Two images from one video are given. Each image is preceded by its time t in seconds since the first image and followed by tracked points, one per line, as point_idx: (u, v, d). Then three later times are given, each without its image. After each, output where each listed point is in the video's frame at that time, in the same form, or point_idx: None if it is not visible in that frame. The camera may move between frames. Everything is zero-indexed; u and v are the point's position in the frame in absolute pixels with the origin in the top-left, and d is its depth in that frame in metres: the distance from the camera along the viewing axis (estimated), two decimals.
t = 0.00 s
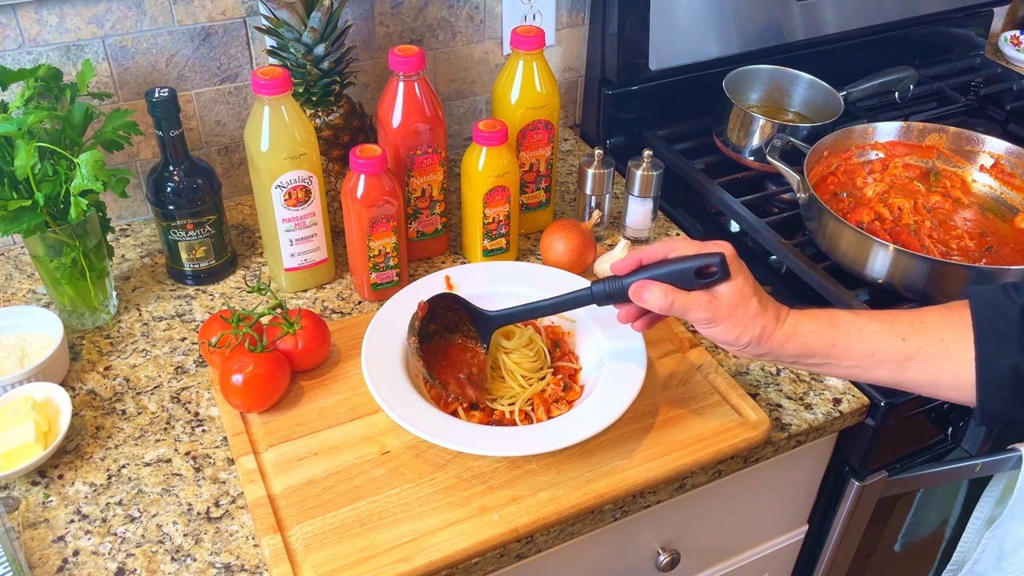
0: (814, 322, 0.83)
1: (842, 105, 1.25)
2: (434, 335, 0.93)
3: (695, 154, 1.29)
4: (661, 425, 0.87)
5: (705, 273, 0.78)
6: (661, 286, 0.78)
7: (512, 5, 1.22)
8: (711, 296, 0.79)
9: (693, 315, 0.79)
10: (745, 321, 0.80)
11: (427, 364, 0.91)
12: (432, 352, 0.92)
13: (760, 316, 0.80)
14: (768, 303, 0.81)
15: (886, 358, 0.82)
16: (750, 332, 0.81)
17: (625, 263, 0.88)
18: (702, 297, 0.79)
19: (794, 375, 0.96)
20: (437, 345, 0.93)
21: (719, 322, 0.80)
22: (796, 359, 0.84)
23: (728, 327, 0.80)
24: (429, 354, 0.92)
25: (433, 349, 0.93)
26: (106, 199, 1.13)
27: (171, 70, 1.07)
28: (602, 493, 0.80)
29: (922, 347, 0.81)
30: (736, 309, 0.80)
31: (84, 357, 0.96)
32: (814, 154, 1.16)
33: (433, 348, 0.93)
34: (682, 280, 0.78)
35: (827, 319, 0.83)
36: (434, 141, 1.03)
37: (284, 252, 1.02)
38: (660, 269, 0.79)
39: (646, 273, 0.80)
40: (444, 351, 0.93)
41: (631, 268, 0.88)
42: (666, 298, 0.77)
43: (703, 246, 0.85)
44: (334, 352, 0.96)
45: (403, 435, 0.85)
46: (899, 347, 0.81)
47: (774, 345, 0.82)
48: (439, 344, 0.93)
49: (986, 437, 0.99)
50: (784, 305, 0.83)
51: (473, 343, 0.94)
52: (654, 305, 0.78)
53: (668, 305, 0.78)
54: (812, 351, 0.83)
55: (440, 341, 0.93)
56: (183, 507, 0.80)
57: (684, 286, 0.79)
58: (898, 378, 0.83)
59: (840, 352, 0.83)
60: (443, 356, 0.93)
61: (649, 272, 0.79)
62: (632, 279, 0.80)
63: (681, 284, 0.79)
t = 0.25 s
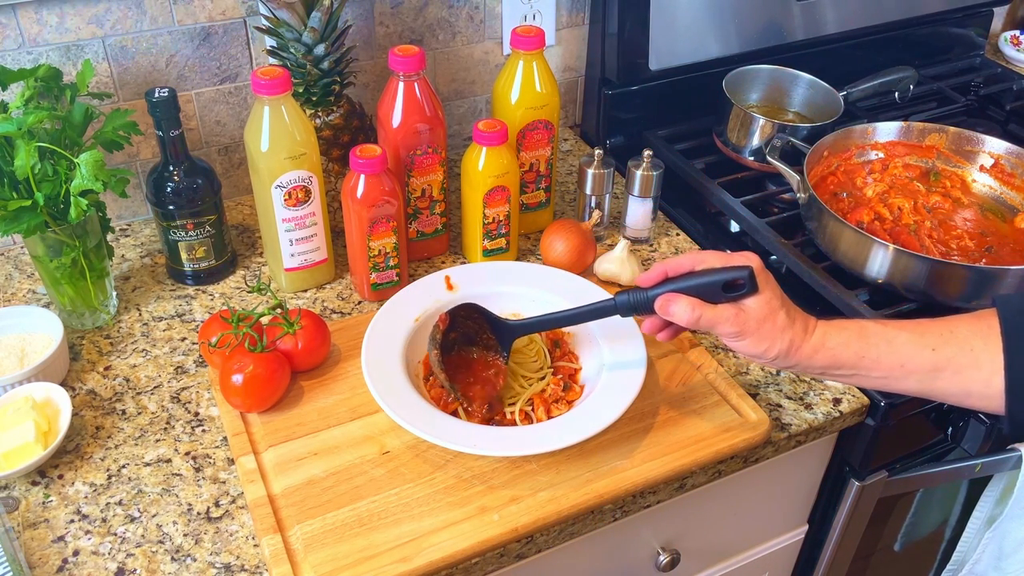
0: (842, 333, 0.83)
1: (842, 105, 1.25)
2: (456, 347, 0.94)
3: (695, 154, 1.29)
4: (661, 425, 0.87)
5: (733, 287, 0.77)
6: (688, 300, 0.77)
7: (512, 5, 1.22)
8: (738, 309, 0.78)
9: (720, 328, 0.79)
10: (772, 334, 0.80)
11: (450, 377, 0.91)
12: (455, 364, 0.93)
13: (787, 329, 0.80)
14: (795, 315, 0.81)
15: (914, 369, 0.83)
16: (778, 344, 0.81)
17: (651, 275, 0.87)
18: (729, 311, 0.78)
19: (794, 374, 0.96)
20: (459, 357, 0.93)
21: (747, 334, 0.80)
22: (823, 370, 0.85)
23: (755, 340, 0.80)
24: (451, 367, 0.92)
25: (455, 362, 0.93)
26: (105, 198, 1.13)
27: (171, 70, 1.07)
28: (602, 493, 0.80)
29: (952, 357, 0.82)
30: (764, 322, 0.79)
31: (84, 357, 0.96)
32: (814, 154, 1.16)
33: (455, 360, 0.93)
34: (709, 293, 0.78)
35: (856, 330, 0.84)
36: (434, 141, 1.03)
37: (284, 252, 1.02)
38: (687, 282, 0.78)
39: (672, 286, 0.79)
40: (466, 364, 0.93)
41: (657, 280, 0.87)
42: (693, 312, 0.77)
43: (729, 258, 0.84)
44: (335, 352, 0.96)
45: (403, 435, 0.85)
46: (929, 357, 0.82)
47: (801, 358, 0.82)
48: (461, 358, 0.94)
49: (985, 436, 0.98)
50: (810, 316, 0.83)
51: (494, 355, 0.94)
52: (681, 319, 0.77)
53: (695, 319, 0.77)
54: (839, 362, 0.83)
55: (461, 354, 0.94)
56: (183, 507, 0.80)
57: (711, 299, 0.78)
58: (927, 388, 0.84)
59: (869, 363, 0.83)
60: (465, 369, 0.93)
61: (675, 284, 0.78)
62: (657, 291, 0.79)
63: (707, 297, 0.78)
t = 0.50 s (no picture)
0: (864, 344, 0.83)
1: (842, 105, 1.25)
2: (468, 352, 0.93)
3: (695, 154, 1.29)
4: (661, 425, 0.87)
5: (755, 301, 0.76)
6: (710, 312, 0.77)
7: (512, 5, 1.22)
8: (760, 322, 0.78)
9: (742, 340, 0.78)
10: (794, 346, 0.80)
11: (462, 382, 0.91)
12: (467, 369, 0.92)
13: (809, 341, 0.80)
14: (817, 328, 0.81)
15: (935, 379, 0.82)
16: (799, 357, 0.80)
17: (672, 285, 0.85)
18: (751, 323, 0.78)
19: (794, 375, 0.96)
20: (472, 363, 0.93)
21: (768, 347, 0.79)
22: (845, 381, 0.84)
23: (777, 352, 0.80)
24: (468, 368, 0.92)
25: (467, 368, 0.92)
26: (106, 199, 1.13)
27: (171, 70, 1.07)
28: (602, 493, 0.80)
29: (974, 368, 0.81)
30: (786, 334, 0.79)
31: (84, 357, 0.96)
32: (814, 154, 1.16)
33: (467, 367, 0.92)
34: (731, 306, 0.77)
35: (877, 341, 0.83)
36: (434, 141, 1.03)
37: (284, 252, 1.02)
38: (709, 294, 0.78)
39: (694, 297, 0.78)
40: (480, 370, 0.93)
41: (677, 291, 0.86)
42: (716, 324, 0.76)
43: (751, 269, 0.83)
44: (335, 352, 0.96)
45: (403, 435, 0.85)
46: (951, 368, 0.81)
47: (823, 369, 0.82)
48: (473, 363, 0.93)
49: (985, 436, 0.99)
50: (831, 327, 0.83)
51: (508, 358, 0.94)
52: (702, 331, 0.77)
53: (717, 331, 0.77)
54: (862, 373, 0.83)
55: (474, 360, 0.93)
56: (183, 507, 0.80)
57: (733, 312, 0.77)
58: (950, 398, 0.83)
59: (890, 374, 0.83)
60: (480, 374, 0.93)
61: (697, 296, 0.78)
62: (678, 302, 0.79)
63: (729, 309, 0.78)
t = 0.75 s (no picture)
0: (891, 359, 0.82)
1: (842, 105, 1.25)
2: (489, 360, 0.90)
3: (695, 154, 1.29)
4: (661, 425, 0.87)
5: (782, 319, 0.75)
6: (737, 332, 0.75)
7: (512, 5, 1.22)
8: (788, 340, 0.76)
9: (769, 359, 0.77)
10: (821, 363, 0.78)
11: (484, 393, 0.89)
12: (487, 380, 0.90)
13: (837, 358, 0.79)
14: (843, 344, 0.80)
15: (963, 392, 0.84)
16: (826, 373, 0.79)
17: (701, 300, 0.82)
18: (779, 342, 0.76)
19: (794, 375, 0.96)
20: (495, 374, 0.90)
21: (795, 364, 0.78)
22: (872, 395, 0.84)
23: (805, 369, 0.79)
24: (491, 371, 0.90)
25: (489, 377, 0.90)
26: (106, 199, 1.13)
27: (171, 70, 1.07)
28: (602, 493, 0.80)
29: (1002, 381, 0.83)
30: (813, 352, 0.77)
31: (84, 357, 0.96)
32: (814, 154, 1.16)
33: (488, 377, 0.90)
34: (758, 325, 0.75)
35: (904, 355, 0.83)
36: (434, 141, 1.03)
37: (284, 252, 1.02)
38: (735, 312, 0.76)
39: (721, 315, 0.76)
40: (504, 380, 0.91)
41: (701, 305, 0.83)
42: (743, 345, 0.74)
43: (779, 287, 0.81)
44: (335, 352, 0.96)
45: (402, 435, 0.85)
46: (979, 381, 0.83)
47: (850, 384, 0.81)
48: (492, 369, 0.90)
49: (985, 436, 0.98)
50: (857, 341, 0.82)
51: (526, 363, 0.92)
52: (729, 350, 0.75)
53: (743, 351, 0.75)
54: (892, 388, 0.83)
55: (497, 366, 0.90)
56: (183, 507, 0.80)
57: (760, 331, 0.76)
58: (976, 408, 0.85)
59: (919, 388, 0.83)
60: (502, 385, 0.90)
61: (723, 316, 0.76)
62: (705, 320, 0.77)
63: (756, 328, 0.76)
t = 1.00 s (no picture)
0: (912, 365, 0.83)
1: (842, 105, 1.25)
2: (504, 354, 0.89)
3: (695, 154, 1.29)
4: (661, 425, 0.87)
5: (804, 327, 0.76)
6: (758, 338, 0.76)
7: (512, 5, 1.22)
8: (809, 347, 0.78)
9: (790, 364, 0.78)
10: (844, 369, 0.80)
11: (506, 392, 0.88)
12: (507, 376, 0.89)
13: (858, 363, 0.80)
14: (866, 349, 0.81)
15: (986, 397, 0.84)
16: (849, 379, 0.80)
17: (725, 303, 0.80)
18: (800, 347, 0.78)
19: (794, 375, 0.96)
20: (514, 370, 0.89)
21: (818, 370, 0.79)
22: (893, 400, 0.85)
23: (826, 375, 0.80)
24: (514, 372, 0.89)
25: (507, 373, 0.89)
26: (106, 199, 1.13)
27: (171, 70, 1.07)
28: (602, 493, 0.80)
29: None
30: (835, 359, 0.79)
31: (84, 357, 0.96)
32: (814, 154, 1.16)
33: (508, 376, 0.89)
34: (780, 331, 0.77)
35: (926, 360, 0.83)
36: (434, 141, 1.03)
37: (284, 252, 1.02)
38: (756, 318, 0.77)
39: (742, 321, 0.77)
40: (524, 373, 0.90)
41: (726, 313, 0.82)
42: (763, 351, 0.76)
43: (803, 294, 0.80)
44: (335, 352, 0.96)
45: (402, 435, 0.85)
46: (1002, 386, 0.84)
47: (872, 389, 0.82)
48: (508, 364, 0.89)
49: (985, 436, 0.98)
50: (880, 346, 0.83)
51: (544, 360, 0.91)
52: (749, 355, 0.77)
53: (763, 356, 0.77)
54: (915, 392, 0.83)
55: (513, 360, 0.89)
56: (183, 507, 0.80)
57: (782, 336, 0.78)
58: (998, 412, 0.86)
59: (940, 393, 0.84)
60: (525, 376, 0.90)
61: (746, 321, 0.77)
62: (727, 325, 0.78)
63: (778, 334, 0.78)
